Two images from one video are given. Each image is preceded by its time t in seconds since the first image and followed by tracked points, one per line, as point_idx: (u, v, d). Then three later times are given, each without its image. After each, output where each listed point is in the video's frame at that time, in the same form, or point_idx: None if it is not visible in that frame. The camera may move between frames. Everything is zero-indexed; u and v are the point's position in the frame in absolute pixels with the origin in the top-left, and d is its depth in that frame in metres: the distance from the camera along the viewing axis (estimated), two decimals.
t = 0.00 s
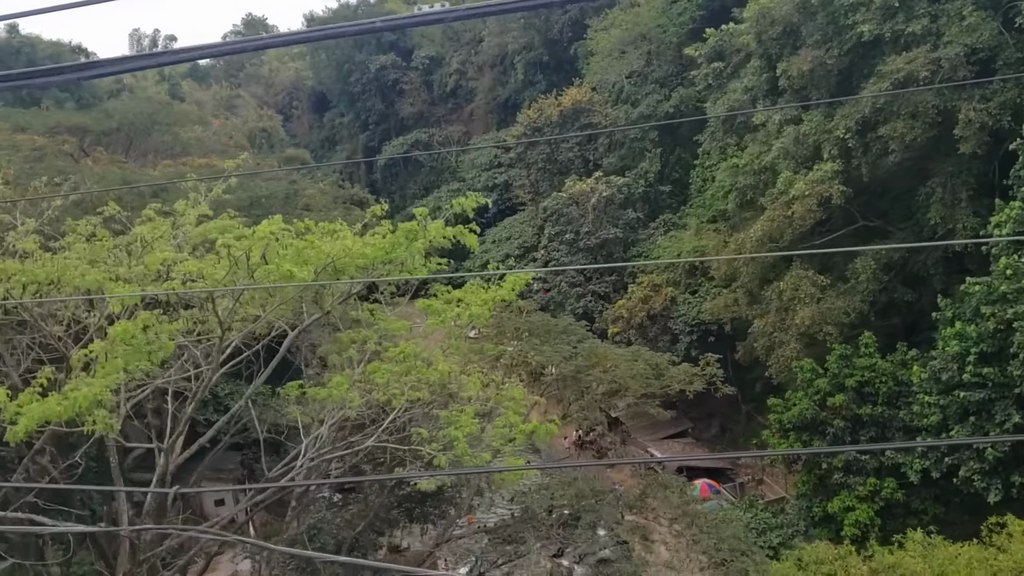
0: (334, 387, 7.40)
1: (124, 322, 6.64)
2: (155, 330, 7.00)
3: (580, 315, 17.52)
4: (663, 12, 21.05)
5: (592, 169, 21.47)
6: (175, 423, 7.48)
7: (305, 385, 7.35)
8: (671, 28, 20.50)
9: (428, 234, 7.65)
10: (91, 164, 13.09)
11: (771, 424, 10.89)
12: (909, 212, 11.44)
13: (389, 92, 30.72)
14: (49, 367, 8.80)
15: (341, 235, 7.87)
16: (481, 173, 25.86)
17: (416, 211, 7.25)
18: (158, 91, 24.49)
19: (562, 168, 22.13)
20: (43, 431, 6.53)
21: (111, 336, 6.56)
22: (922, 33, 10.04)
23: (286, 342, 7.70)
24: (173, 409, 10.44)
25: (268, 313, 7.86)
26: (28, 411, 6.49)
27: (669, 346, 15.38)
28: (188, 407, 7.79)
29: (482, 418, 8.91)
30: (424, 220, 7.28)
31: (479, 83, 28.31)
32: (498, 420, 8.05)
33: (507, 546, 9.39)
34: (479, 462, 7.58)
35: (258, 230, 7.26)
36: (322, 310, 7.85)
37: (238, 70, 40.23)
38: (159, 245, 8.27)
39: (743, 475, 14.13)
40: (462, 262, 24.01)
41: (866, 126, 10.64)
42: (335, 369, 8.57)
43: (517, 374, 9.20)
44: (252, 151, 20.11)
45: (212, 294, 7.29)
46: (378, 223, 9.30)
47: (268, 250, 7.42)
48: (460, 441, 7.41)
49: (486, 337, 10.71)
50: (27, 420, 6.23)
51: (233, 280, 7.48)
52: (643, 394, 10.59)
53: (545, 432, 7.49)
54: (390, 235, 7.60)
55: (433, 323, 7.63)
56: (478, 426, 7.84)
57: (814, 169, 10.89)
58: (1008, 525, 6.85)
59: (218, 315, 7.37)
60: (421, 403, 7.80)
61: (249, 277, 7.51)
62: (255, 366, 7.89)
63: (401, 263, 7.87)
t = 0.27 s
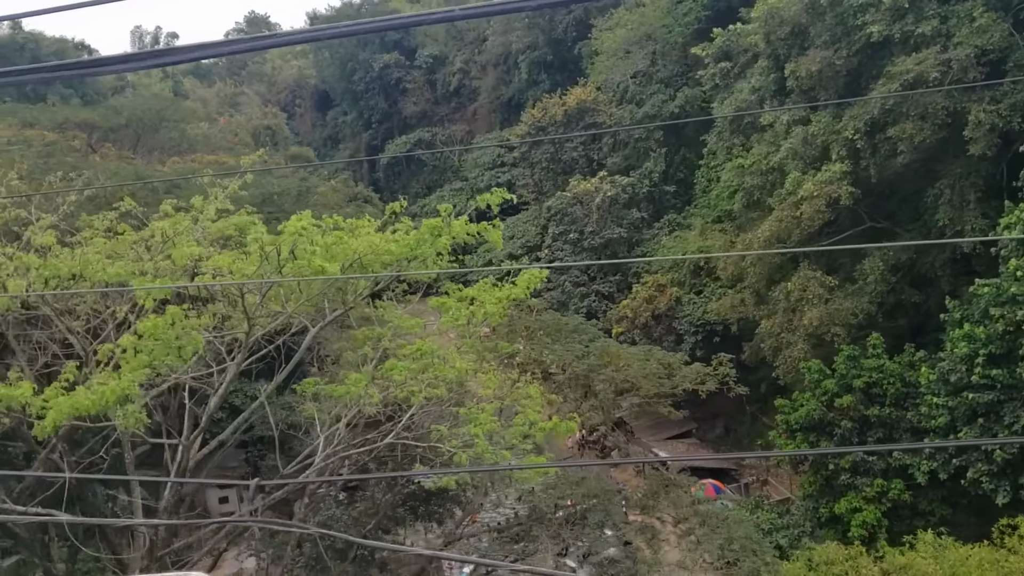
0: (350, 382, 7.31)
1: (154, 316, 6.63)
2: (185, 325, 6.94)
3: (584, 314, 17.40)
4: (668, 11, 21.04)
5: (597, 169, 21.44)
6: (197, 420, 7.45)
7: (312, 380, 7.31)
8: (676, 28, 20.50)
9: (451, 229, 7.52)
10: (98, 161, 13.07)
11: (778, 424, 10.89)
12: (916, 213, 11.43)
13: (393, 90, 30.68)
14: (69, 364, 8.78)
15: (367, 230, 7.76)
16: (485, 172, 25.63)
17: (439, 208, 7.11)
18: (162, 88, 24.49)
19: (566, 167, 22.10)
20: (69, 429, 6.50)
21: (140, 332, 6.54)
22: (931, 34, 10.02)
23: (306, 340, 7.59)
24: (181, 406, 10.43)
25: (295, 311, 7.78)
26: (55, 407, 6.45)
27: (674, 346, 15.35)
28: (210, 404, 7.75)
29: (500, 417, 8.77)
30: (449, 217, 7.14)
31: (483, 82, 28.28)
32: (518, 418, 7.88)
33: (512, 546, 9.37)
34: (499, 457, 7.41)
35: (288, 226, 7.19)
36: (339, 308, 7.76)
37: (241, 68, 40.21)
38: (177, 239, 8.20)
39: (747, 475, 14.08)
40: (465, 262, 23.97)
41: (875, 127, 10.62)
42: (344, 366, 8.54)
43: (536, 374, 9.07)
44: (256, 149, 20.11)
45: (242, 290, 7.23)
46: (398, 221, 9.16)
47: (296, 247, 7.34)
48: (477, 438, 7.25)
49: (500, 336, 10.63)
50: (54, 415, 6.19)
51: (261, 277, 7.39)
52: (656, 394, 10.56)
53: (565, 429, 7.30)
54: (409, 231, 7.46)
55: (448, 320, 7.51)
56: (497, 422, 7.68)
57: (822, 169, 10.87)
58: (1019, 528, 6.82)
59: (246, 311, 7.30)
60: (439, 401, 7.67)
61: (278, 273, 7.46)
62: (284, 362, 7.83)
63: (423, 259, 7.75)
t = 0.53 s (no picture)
0: (367, 378, 7.25)
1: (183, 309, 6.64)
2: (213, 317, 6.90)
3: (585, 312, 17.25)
4: (672, 10, 21.04)
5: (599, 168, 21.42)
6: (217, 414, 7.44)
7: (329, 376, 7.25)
8: (680, 27, 20.50)
9: (474, 225, 7.39)
10: (103, 155, 13.03)
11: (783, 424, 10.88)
12: (922, 213, 11.43)
13: (395, 88, 30.62)
14: (85, 359, 8.78)
15: (390, 225, 7.70)
16: (486, 170, 25.15)
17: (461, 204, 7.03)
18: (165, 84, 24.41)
19: (569, 166, 22.07)
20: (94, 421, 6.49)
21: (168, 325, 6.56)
22: (940, 35, 10.01)
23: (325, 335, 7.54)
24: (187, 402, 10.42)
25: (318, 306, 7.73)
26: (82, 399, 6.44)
27: (677, 345, 15.33)
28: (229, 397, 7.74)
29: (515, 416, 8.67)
30: (473, 215, 7.07)
31: (485, 80, 28.24)
32: (536, 414, 7.78)
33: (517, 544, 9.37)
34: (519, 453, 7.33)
35: (315, 220, 7.16)
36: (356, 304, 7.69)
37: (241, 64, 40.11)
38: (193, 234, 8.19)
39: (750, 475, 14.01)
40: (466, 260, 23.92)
41: (882, 127, 10.61)
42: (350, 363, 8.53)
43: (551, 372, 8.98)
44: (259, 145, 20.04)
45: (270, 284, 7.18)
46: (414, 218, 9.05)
47: (323, 242, 7.29)
48: (496, 434, 7.17)
49: (510, 334, 10.58)
50: (82, 406, 6.20)
51: (288, 271, 7.35)
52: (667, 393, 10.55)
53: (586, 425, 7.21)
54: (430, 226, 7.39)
55: (462, 317, 7.44)
56: (515, 419, 7.60)
57: (829, 169, 10.87)
58: None
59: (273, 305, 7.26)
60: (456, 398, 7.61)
61: (303, 267, 7.41)
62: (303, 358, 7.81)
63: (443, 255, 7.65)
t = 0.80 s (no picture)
0: (385, 374, 7.21)
1: (216, 302, 6.60)
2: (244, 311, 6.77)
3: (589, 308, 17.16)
4: (678, 7, 21.01)
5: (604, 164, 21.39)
6: (239, 408, 7.41)
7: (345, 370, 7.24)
8: (686, 23, 20.47)
9: (499, 218, 7.21)
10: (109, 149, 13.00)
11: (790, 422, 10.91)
12: (930, 211, 11.42)
13: (398, 83, 30.57)
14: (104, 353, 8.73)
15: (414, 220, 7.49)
16: (490, 166, 24.87)
17: (490, 198, 6.86)
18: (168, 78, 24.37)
19: (573, 162, 22.05)
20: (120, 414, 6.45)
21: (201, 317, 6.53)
22: (950, 32, 10.00)
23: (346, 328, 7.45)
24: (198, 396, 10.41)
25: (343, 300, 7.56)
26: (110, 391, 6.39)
27: (682, 342, 15.31)
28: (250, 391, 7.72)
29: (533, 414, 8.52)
30: (502, 209, 6.87)
31: (489, 76, 28.19)
32: (556, 408, 7.73)
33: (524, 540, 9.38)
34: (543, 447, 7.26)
35: (346, 213, 6.93)
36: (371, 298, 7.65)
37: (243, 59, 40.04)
38: (213, 228, 8.13)
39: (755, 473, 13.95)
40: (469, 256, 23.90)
41: (891, 125, 10.60)
42: (359, 359, 8.53)
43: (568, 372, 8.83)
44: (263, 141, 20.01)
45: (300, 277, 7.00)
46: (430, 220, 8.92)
47: (354, 235, 7.01)
48: (518, 429, 7.07)
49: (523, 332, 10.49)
50: (111, 398, 6.16)
51: (321, 265, 7.10)
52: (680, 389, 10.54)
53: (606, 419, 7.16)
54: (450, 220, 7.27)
55: (478, 312, 7.41)
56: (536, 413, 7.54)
57: (837, 166, 10.86)
58: None
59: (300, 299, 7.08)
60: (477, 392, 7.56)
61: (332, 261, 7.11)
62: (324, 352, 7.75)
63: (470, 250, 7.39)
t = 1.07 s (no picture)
0: (403, 365, 7.21)
1: (248, 293, 6.56)
2: (275, 300, 6.77)
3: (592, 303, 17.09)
4: (682, 2, 20.98)
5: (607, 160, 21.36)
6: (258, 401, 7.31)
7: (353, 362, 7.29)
8: (690, 19, 20.45)
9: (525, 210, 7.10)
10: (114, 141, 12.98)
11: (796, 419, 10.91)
12: (937, 208, 11.40)
13: (400, 77, 30.50)
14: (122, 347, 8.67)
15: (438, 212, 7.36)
16: (492, 161, 24.79)
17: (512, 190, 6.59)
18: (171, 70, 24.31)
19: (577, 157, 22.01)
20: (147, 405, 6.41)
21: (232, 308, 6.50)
22: (960, 29, 9.99)
23: (370, 322, 7.35)
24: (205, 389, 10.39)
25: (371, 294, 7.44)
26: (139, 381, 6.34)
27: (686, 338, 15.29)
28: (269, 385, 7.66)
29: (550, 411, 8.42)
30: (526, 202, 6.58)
31: (491, 70, 28.13)
32: (574, 403, 7.65)
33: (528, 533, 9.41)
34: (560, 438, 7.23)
35: (377, 204, 6.82)
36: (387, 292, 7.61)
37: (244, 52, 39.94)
38: (233, 220, 8.18)
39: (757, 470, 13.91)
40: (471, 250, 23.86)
41: (899, 122, 10.59)
42: (366, 353, 8.53)
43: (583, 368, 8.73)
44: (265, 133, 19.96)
45: (329, 268, 6.80)
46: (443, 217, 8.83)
47: (384, 227, 6.86)
48: (540, 423, 7.00)
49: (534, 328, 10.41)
50: (141, 387, 6.12)
51: (351, 257, 6.92)
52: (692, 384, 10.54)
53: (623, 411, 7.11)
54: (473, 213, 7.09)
55: (492, 306, 7.38)
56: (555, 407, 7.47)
57: (845, 163, 10.85)
58: None
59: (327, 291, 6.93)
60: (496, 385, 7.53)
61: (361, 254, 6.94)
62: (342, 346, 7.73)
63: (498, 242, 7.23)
